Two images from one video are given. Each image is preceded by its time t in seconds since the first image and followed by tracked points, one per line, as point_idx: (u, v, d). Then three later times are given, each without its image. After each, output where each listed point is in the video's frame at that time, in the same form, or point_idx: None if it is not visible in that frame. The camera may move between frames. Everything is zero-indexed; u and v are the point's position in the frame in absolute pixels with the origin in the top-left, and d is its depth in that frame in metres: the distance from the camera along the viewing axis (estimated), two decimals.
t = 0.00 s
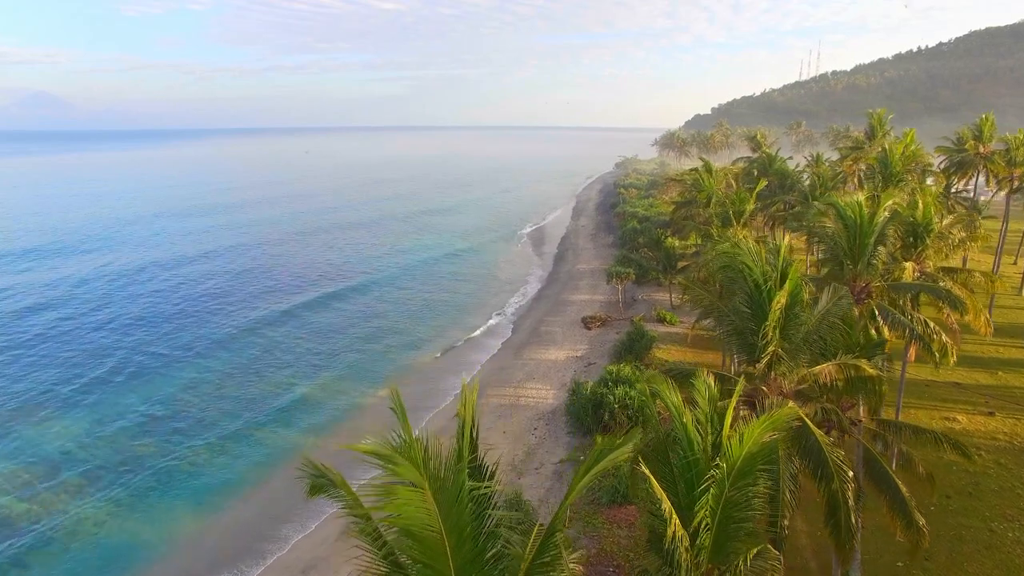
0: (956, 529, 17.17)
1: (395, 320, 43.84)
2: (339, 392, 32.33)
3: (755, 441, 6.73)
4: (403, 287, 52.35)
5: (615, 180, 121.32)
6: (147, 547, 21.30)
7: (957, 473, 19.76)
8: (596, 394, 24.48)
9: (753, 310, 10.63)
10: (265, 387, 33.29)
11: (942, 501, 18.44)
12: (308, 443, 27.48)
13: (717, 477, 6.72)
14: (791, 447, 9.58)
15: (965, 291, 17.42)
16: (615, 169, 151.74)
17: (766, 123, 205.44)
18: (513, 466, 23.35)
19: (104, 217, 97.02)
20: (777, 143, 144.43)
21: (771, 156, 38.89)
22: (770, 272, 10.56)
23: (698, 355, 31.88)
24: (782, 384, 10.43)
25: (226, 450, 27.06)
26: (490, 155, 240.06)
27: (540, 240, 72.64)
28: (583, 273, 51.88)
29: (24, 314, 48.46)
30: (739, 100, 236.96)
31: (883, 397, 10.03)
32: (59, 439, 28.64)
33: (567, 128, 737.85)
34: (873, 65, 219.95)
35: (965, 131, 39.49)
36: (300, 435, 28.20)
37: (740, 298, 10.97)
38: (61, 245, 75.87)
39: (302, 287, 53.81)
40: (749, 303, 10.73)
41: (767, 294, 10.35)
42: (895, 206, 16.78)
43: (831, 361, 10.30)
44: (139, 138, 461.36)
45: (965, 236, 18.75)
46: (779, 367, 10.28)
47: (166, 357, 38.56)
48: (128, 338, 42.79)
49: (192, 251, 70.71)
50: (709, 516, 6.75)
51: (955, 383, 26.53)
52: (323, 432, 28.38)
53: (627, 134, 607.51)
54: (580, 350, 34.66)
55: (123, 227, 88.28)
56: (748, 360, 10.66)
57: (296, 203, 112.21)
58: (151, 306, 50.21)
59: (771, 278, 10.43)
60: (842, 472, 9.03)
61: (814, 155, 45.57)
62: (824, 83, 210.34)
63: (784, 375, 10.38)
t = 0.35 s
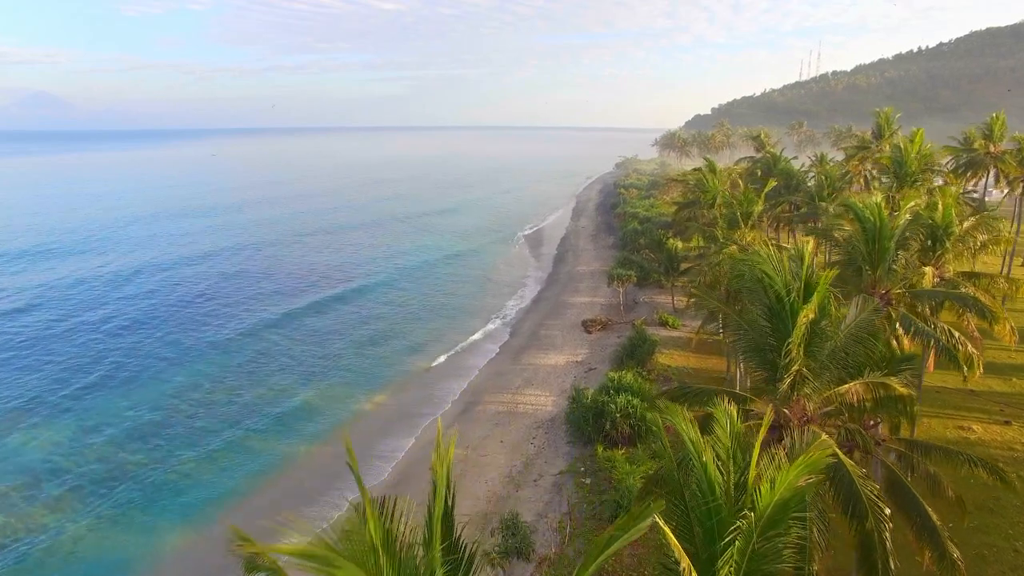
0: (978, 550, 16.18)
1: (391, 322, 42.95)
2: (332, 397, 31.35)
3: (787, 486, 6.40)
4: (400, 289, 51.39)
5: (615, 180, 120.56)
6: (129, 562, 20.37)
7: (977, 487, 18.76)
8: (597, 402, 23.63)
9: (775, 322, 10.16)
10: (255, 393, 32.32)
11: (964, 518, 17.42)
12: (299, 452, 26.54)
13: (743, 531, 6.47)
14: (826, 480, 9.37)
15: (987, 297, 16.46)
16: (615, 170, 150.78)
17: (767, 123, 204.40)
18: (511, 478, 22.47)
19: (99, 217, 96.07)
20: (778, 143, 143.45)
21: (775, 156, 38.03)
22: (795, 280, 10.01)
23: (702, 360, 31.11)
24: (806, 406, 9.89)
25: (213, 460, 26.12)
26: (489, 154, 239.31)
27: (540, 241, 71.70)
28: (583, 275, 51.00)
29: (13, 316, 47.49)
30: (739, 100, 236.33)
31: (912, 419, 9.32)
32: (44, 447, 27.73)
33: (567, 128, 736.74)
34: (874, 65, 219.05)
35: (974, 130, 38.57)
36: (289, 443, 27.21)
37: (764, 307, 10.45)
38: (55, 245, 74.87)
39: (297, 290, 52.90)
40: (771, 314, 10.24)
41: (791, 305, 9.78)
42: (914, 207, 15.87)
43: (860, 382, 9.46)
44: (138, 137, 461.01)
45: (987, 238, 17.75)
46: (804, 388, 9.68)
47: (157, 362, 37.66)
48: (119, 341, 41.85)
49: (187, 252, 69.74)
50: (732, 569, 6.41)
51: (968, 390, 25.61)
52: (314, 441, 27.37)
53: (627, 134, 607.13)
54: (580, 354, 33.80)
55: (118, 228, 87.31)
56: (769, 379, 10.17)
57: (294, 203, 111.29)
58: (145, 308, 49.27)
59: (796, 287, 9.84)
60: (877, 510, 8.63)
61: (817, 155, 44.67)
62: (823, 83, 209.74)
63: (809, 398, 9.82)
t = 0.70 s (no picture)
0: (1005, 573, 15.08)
1: (387, 325, 42.03)
2: (326, 404, 30.33)
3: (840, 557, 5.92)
4: (397, 291, 50.43)
5: (615, 181, 119.58)
6: None
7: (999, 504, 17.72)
8: (598, 411, 22.71)
9: (802, 340, 9.93)
10: (247, 399, 31.33)
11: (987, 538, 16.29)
12: (289, 461, 25.50)
13: None
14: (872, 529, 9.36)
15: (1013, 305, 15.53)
16: (614, 170, 149.89)
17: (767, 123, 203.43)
18: (509, 491, 21.55)
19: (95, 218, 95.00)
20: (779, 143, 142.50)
21: (780, 156, 37.18)
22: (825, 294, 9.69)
23: (706, 366, 30.19)
24: (837, 435, 9.44)
25: (200, 470, 25.08)
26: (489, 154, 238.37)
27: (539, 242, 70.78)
28: (583, 277, 50.05)
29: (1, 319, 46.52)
30: (740, 100, 235.33)
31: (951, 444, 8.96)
32: (27, 456, 26.81)
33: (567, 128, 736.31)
34: (875, 65, 218.19)
35: (985, 129, 37.63)
36: (280, 452, 26.18)
37: (791, 323, 10.21)
38: (49, 246, 73.83)
39: (292, 292, 52.00)
40: (798, 331, 10.01)
41: (821, 322, 9.52)
42: (934, 208, 14.97)
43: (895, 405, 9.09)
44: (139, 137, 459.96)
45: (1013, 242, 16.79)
46: (839, 416, 9.27)
47: (146, 367, 36.73)
48: (110, 345, 40.84)
49: (182, 254, 68.81)
50: None
51: (983, 398, 24.67)
52: (305, 449, 26.33)
53: (627, 134, 606.23)
54: (581, 359, 32.88)
55: (113, 228, 86.24)
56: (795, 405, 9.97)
57: (291, 204, 110.24)
58: (137, 311, 48.25)
59: (826, 302, 9.55)
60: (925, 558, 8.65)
61: (822, 155, 43.71)
62: (824, 83, 208.83)
63: (842, 425, 9.35)
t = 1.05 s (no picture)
0: None
1: (383, 328, 41.21)
2: (320, 410, 29.57)
3: None
4: (395, 293, 49.65)
5: (615, 181, 118.73)
6: None
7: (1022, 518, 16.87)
8: (599, 420, 21.84)
9: (830, 358, 9.85)
10: (237, 405, 30.53)
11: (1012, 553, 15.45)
12: (281, 470, 24.69)
13: None
14: None
15: None
16: (614, 170, 148.97)
17: (767, 123, 202.67)
18: (506, 503, 20.77)
19: (91, 218, 94.19)
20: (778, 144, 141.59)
21: (784, 156, 36.40)
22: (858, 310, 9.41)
23: (709, 371, 29.41)
24: (874, 467, 9.36)
25: (189, 480, 24.29)
26: (489, 154, 237.63)
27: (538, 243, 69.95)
28: (584, 278, 49.27)
29: None
30: (741, 99, 234.61)
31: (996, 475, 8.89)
32: (9, 466, 25.97)
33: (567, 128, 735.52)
34: (875, 66, 217.65)
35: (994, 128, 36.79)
36: (271, 460, 25.38)
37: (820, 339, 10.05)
38: (44, 247, 73.06)
39: (287, 296, 51.17)
40: (826, 350, 9.92)
41: (854, 341, 9.24)
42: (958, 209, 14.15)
43: (938, 428, 9.18)
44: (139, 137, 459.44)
45: None
46: (878, 448, 9.16)
47: (135, 372, 35.86)
48: (99, 350, 39.97)
49: (176, 255, 67.94)
50: None
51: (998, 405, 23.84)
52: (298, 457, 25.53)
53: (627, 134, 605.63)
54: (581, 363, 32.14)
55: (110, 228, 85.42)
56: (823, 431, 10.03)
57: (288, 205, 109.35)
58: (131, 313, 47.47)
59: (860, 319, 9.27)
60: None
61: (826, 154, 42.87)
62: (825, 83, 207.98)
63: (878, 459, 9.25)
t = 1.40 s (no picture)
0: None
1: (378, 331, 40.20)
2: (311, 418, 28.61)
3: None
4: (392, 296, 48.67)
5: (615, 181, 117.62)
6: None
7: None
8: (600, 431, 20.85)
9: (879, 389, 9.29)
10: (226, 413, 29.55)
11: None
12: (265, 483, 23.73)
13: None
14: None
15: None
16: (614, 170, 147.87)
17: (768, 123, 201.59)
18: (503, 519, 19.79)
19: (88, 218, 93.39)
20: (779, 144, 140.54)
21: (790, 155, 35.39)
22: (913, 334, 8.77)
23: (714, 378, 28.41)
24: (931, 520, 8.65)
25: (169, 493, 23.32)
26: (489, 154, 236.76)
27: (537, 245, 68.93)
28: (584, 281, 48.23)
29: None
30: (742, 99, 233.50)
31: None
32: None
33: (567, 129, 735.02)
34: (876, 66, 216.56)
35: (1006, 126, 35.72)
36: (256, 472, 24.41)
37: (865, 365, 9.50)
38: (37, 247, 72.14)
39: (281, 298, 50.18)
40: (874, 379, 9.37)
41: (909, 374, 8.50)
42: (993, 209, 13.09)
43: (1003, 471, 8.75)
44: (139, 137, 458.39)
45: None
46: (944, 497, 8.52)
47: (123, 379, 34.86)
48: (87, 355, 39.00)
49: (170, 256, 66.92)
50: None
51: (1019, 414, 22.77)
52: (283, 469, 24.55)
53: (627, 135, 604.69)
54: (582, 369, 31.14)
55: (105, 229, 84.52)
56: (869, 472, 9.58)
57: (285, 205, 108.24)
58: (121, 316, 46.50)
59: (917, 345, 8.55)
60: None
61: (831, 154, 41.85)
62: (825, 82, 206.93)
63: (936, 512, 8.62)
